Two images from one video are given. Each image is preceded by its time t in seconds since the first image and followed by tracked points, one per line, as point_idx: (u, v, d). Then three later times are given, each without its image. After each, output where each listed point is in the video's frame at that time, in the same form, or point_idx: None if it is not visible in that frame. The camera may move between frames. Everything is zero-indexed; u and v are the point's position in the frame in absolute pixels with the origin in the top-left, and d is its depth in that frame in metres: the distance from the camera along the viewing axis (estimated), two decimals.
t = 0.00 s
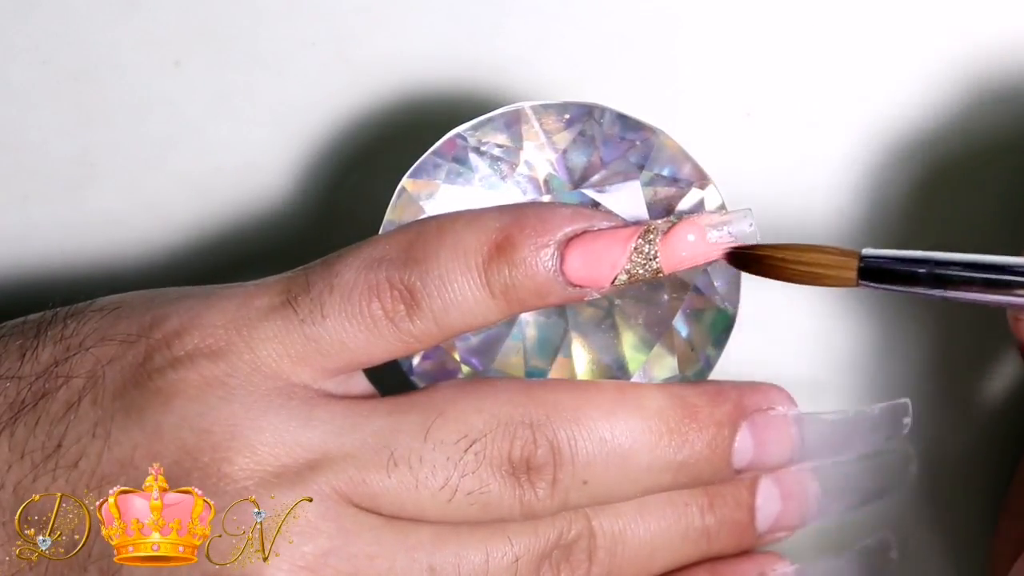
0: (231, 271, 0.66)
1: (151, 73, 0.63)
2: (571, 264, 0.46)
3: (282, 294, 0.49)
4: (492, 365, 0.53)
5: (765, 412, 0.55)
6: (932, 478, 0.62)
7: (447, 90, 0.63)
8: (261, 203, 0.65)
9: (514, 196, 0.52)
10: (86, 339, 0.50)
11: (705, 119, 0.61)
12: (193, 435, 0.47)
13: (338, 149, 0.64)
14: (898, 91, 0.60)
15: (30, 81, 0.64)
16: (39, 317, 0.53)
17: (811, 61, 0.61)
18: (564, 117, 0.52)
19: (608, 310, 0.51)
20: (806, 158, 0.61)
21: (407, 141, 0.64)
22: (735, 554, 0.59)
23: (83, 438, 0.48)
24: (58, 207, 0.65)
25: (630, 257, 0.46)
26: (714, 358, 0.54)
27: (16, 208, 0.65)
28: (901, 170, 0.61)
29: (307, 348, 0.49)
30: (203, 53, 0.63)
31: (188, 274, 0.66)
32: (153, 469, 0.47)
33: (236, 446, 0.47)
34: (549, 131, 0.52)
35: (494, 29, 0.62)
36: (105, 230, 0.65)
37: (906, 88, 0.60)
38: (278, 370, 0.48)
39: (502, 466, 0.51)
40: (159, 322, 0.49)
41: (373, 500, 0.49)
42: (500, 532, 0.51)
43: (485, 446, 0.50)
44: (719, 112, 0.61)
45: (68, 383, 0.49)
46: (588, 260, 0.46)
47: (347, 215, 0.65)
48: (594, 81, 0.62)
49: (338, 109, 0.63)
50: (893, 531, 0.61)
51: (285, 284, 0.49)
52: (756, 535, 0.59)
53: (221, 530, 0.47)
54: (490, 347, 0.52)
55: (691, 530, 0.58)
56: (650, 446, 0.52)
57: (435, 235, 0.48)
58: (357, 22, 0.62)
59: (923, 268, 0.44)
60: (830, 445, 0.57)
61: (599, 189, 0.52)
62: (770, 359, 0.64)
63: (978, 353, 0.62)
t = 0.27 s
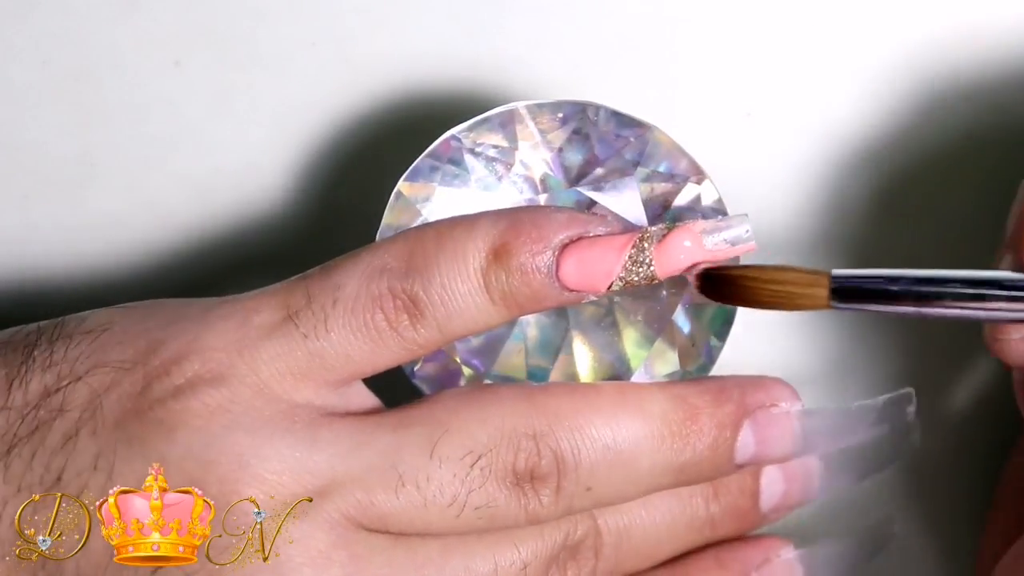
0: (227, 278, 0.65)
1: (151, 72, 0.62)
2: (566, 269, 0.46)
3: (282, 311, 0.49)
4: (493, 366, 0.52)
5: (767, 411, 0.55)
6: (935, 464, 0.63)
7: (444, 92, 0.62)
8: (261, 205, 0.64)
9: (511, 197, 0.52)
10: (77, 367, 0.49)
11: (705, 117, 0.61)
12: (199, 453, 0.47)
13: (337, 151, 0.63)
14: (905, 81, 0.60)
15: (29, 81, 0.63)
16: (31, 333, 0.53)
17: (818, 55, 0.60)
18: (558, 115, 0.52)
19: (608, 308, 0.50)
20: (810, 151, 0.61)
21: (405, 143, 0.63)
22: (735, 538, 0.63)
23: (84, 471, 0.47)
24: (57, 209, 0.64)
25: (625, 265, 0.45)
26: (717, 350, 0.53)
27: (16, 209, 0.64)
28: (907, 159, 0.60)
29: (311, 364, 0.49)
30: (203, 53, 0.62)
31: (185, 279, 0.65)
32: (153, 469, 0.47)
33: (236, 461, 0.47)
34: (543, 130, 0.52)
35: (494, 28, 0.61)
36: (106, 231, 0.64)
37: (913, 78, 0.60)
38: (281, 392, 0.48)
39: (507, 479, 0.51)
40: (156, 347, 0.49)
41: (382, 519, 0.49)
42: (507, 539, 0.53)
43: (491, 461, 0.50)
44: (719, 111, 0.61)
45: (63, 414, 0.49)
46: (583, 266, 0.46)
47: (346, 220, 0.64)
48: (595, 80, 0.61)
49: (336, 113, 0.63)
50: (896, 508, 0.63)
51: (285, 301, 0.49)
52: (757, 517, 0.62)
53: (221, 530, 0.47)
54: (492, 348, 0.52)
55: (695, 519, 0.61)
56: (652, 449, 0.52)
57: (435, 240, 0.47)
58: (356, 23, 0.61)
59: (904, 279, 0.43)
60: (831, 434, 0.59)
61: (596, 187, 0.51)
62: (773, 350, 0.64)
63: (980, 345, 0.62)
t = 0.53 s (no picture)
0: (225, 278, 0.65)
1: (150, 73, 0.62)
2: (567, 273, 0.46)
3: (281, 314, 0.49)
4: (494, 367, 0.52)
5: (767, 410, 0.55)
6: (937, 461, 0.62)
7: (444, 93, 0.62)
8: (261, 207, 0.64)
9: (510, 196, 0.52)
10: (74, 371, 0.49)
11: (705, 118, 0.61)
12: (201, 455, 0.47)
13: (337, 152, 0.63)
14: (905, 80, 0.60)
15: (29, 81, 0.63)
16: (27, 336, 0.52)
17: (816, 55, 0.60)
18: (558, 116, 0.52)
19: (608, 308, 0.50)
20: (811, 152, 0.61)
21: (406, 144, 0.63)
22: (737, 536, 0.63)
23: (84, 477, 0.47)
24: (57, 207, 0.64)
25: (625, 269, 0.45)
26: (717, 349, 0.52)
27: (16, 209, 0.64)
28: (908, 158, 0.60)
29: (311, 368, 0.49)
30: (204, 52, 0.62)
31: (185, 278, 0.65)
32: (153, 469, 0.47)
33: (237, 466, 0.47)
34: (543, 130, 0.52)
35: (494, 28, 0.61)
36: (106, 231, 0.64)
37: (913, 77, 0.60)
38: (280, 394, 0.48)
39: (509, 481, 0.51)
40: (154, 351, 0.49)
41: (384, 522, 0.49)
42: (509, 540, 0.53)
43: (492, 464, 0.50)
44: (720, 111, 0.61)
45: (62, 420, 0.48)
46: (584, 270, 0.46)
47: (346, 221, 0.64)
48: (595, 82, 0.61)
49: (335, 113, 0.63)
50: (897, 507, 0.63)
51: (284, 305, 0.49)
52: (757, 514, 0.62)
53: (221, 530, 0.47)
54: (492, 348, 0.52)
55: (697, 518, 0.61)
56: (653, 450, 0.52)
57: (435, 245, 0.47)
58: (356, 22, 0.61)
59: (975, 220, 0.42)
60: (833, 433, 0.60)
61: (595, 187, 0.51)
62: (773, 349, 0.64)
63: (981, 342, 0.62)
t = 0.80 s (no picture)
0: (224, 275, 0.65)
1: (151, 73, 0.62)
2: (570, 275, 0.46)
3: (280, 311, 0.49)
4: (494, 367, 0.53)
5: (766, 410, 0.55)
6: (937, 459, 0.62)
7: (445, 93, 0.62)
8: (262, 206, 0.64)
9: (509, 196, 0.52)
10: (74, 366, 0.49)
11: (702, 116, 0.62)
12: (201, 453, 0.47)
13: (339, 151, 0.64)
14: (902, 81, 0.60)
15: (29, 81, 0.63)
16: (22, 331, 0.52)
17: (810, 53, 0.61)
18: (558, 116, 0.52)
19: (608, 308, 0.50)
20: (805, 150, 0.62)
21: (407, 143, 0.64)
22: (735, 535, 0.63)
23: (83, 472, 0.47)
24: (57, 206, 0.64)
25: (629, 273, 0.45)
26: (717, 348, 0.53)
27: (16, 208, 0.64)
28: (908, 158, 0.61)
29: (310, 366, 0.49)
30: (203, 54, 0.62)
31: (185, 275, 0.65)
32: (153, 469, 0.47)
33: (238, 463, 0.47)
34: (543, 130, 0.52)
35: (495, 28, 0.62)
36: (105, 230, 0.64)
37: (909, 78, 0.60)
38: (280, 390, 0.49)
39: (508, 480, 0.51)
40: (154, 347, 0.49)
41: (384, 521, 0.49)
42: (508, 538, 0.53)
43: (492, 463, 0.50)
44: (717, 111, 0.62)
45: (60, 415, 0.48)
46: (586, 272, 0.45)
47: (347, 221, 0.65)
48: (594, 81, 0.62)
49: (336, 113, 0.63)
50: (898, 505, 0.63)
51: (283, 301, 0.49)
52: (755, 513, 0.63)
53: (221, 529, 0.47)
54: (492, 348, 0.52)
55: (696, 516, 0.61)
56: (653, 451, 0.52)
57: (435, 248, 0.48)
58: (357, 23, 0.61)
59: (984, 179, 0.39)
60: (828, 429, 0.60)
61: (595, 188, 0.51)
62: (773, 350, 0.64)
63: (981, 339, 0.62)
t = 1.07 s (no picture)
0: (222, 275, 0.65)
1: (151, 72, 0.62)
2: (571, 276, 0.46)
3: (280, 311, 0.49)
4: (494, 366, 0.53)
5: (766, 411, 0.55)
6: (936, 458, 0.62)
7: (445, 93, 0.63)
8: (261, 206, 0.64)
9: (510, 196, 0.52)
10: (74, 365, 0.49)
11: (702, 117, 0.62)
12: (200, 452, 0.47)
13: (339, 151, 0.64)
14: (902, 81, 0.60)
15: (28, 80, 0.63)
16: (21, 330, 0.52)
17: (813, 52, 0.61)
18: (557, 115, 0.52)
19: (608, 308, 0.50)
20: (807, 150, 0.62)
21: (407, 143, 0.64)
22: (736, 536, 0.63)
23: (83, 472, 0.47)
24: (57, 206, 0.64)
25: (630, 273, 0.45)
26: (716, 349, 0.53)
27: (16, 208, 0.64)
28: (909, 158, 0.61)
29: (309, 366, 0.49)
30: (203, 53, 0.62)
31: (184, 274, 0.65)
32: (153, 469, 0.47)
33: (237, 462, 0.47)
34: (543, 130, 0.52)
35: (495, 28, 0.62)
36: (104, 230, 0.64)
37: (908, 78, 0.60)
38: (279, 389, 0.49)
39: (507, 480, 0.51)
40: (154, 346, 0.49)
41: (384, 520, 0.49)
42: (507, 537, 0.53)
43: (492, 464, 0.50)
44: (717, 111, 0.62)
45: (61, 413, 0.48)
46: (588, 273, 0.46)
47: (347, 221, 0.65)
48: (594, 80, 0.62)
49: (336, 113, 0.63)
50: (897, 504, 0.63)
51: (283, 300, 0.49)
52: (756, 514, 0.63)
53: (221, 529, 0.47)
54: (492, 348, 0.52)
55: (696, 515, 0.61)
56: (653, 452, 0.52)
57: (436, 250, 0.48)
58: (357, 22, 0.61)
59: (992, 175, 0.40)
60: (825, 430, 0.60)
61: (595, 188, 0.51)
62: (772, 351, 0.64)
63: (981, 339, 0.62)
